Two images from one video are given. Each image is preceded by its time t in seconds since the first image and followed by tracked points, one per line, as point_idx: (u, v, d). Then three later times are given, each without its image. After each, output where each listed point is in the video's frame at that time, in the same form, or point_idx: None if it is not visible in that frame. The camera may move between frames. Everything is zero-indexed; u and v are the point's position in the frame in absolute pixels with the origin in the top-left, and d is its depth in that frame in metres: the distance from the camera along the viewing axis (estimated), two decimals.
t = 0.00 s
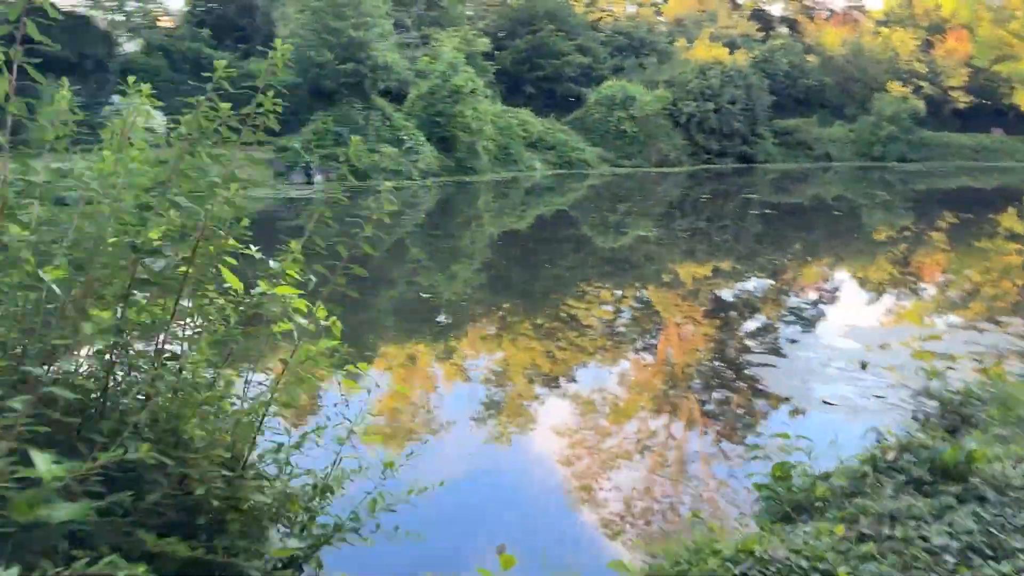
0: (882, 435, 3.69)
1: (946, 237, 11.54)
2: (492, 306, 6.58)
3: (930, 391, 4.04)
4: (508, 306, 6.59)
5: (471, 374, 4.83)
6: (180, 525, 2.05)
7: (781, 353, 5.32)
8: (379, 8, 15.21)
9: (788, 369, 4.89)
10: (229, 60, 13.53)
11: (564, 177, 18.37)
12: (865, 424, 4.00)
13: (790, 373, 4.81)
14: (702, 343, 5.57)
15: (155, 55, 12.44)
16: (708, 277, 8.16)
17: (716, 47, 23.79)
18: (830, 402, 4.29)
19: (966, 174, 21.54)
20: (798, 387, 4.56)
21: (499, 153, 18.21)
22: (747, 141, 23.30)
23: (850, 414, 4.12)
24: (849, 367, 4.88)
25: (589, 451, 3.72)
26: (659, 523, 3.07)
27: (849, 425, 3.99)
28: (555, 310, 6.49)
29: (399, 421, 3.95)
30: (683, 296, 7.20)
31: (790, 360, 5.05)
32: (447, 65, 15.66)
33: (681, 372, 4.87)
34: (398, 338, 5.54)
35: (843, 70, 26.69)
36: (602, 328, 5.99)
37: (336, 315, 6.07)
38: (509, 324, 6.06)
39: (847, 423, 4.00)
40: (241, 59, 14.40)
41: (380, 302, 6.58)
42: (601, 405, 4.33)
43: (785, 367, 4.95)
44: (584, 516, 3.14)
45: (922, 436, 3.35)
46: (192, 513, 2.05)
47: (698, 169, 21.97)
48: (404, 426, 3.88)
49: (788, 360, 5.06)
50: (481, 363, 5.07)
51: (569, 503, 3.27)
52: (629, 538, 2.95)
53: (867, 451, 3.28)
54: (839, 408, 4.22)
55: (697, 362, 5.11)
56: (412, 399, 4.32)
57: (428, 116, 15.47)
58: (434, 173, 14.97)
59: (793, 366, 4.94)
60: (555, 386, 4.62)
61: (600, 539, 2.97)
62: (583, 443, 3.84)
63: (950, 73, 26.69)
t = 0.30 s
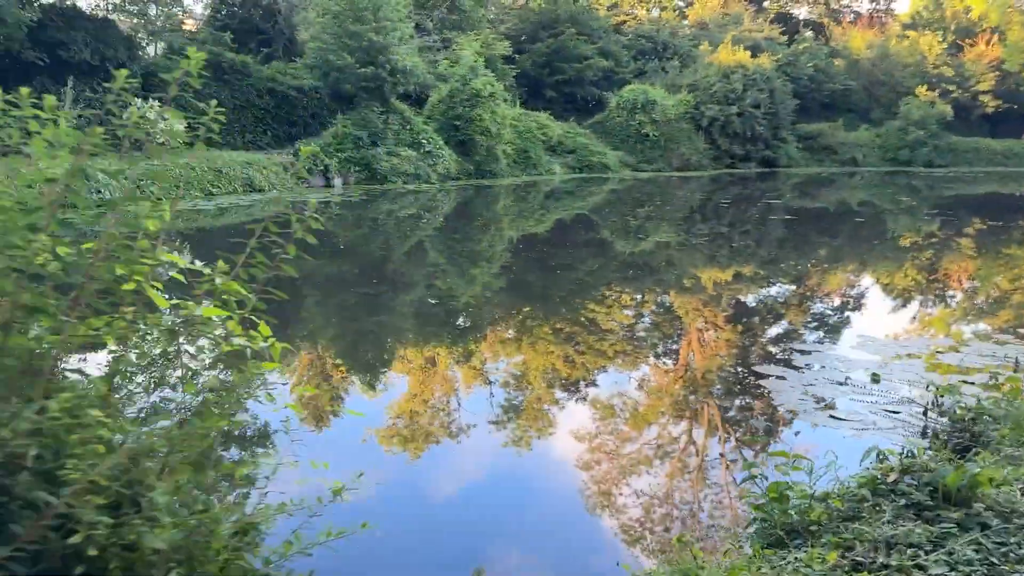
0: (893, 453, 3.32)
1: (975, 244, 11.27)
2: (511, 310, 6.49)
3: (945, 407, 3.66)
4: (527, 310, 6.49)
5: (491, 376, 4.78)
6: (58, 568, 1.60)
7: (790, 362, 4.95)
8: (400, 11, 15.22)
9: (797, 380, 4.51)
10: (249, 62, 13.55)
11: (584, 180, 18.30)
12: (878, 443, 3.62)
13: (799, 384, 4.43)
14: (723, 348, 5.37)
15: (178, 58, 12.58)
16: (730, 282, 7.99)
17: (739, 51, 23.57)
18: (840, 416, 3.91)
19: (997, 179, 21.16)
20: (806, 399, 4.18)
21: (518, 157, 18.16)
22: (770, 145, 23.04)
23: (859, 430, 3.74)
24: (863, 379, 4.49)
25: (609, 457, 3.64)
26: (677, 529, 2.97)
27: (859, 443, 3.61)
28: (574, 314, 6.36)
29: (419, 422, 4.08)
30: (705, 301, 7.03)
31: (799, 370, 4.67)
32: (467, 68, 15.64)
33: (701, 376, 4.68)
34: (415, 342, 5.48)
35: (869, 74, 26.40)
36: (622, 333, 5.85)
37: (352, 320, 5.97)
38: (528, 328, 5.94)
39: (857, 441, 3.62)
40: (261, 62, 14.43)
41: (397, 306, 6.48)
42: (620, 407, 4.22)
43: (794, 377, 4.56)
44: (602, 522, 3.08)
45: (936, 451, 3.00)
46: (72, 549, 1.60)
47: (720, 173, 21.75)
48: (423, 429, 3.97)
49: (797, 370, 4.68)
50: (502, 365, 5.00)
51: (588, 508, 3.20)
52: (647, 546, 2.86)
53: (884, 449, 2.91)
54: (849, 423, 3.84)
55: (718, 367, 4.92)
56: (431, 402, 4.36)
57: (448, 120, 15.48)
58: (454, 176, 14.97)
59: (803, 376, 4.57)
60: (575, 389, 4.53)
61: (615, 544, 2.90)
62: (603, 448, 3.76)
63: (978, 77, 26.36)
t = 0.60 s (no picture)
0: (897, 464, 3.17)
1: (997, 246, 11.09)
2: (527, 311, 6.40)
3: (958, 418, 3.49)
4: (544, 311, 6.39)
5: (507, 376, 4.71)
6: None
7: (797, 367, 4.79)
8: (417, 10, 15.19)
9: (803, 385, 4.35)
10: (265, 61, 13.58)
11: (600, 180, 18.18)
12: (884, 454, 3.47)
13: (805, 389, 4.27)
14: (742, 351, 5.25)
15: (194, 58, 12.64)
16: (749, 284, 7.86)
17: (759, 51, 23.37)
18: (846, 423, 3.76)
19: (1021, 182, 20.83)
20: (811, 406, 4.02)
21: (534, 157, 18.11)
22: (789, 146, 22.80)
23: (865, 440, 3.58)
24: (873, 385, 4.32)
25: (625, 459, 3.55)
26: (694, 532, 2.87)
27: (865, 454, 3.46)
28: (591, 315, 6.27)
29: (436, 421, 4.05)
30: (723, 303, 6.90)
31: (806, 374, 4.51)
32: (484, 67, 15.59)
33: (720, 378, 4.57)
34: (430, 343, 5.42)
35: (890, 75, 26.12)
36: (640, 335, 5.74)
37: (365, 321, 5.90)
38: (544, 329, 5.85)
39: (863, 451, 3.47)
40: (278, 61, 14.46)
41: (411, 307, 6.42)
42: (638, 410, 4.14)
43: (801, 382, 4.41)
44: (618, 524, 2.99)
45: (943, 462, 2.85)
46: None
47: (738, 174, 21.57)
48: (439, 429, 3.95)
49: (803, 375, 4.52)
50: (518, 365, 4.93)
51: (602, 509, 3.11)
52: (663, 548, 2.76)
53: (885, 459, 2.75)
54: (856, 431, 3.69)
55: (737, 370, 4.80)
56: (447, 403, 4.31)
57: (463, 119, 15.45)
58: (468, 176, 14.93)
59: (810, 381, 4.40)
60: (591, 390, 4.46)
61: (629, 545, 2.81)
62: (620, 450, 3.67)
63: (1002, 79, 26.07)
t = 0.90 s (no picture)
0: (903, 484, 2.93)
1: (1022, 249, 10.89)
2: (542, 312, 6.31)
3: (975, 432, 3.26)
4: (559, 313, 6.29)
5: (522, 378, 4.61)
6: None
7: (805, 375, 4.53)
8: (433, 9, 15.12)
9: (810, 395, 4.10)
10: (279, 62, 13.59)
11: (615, 181, 18.07)
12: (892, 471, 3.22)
13: (812, 399, 4.02)
14: (761, 354, 5.13)
15: (209, 58, 12.67)
16: (767, 287, 7.72)
17: (777, 51, 23.12)
18: (853, 436, 3.51)
19: None
20: (817, 416, 3.77)
21: (549, 158, 18.05)
22: (808, 147, 22.56)
23: (870, 455, 3.33)
24: (884, 395, 4.07)
25: (642, 462, 3.44)
26: (712, 538, 2.75)
27: (871, 470, 3.21)
28: (608, 317, 6.17)
29: (452, 422, 3.96)
30: (741, 305, 6.76)
31: (813, 383, 4.25)
32: (499, 67, 15.50)
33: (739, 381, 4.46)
34: (445, 343, 5.35)
35: (912, 76, 25.87)
36: (657, 338, 5.63)
37: (378, 322, 5.82)
38: (559, 330, 5.76)
39: (870, 466, 3.23)
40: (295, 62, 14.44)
41: (425, 308, 6.35)
42: (654, 413, 4.04)
43: (807, 391, 4.15)
44: (635, 527, 2.88)
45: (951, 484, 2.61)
46: None
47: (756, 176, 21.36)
48: (455, 429, 3.87)
49: (811, 384, 4.26)
50: (534, 367, 4.84)
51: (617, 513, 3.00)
52: (681, 554, 2.65)
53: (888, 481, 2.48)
54: (863, 445, 3.43)
55: (755, 373, 4.67)
56: (462, 403, 4.22)
57: (478, 120, 15.40)
58: (482, 177, 14.89)
59: (817, 391, 4.15)
60: (606, 393, 4.37)
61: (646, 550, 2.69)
62: (636, 453, 3.56)
63: None
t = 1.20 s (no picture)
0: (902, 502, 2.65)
1: None
2: (563, 313, 6.22)
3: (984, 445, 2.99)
4: (579, 313, 6.20)
5: (543, 380, 4.51)
6: None
7: (814, 383, 4.28)
8: (453, 9, 15.09)
9: (816, 403, 3.84)
10: (300, 62, 13.63)
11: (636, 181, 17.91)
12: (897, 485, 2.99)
13: (818, 407, 3.76)
14: (785, 356, 5.00)
15: (230, 58, 12.73)
16: (792, 288, 7.57)
17: (803, 50, 22.82)
18: (858, 448, 3.25)
19: None
20: (822, 425, 3.52)
21: (569, 158, 17.96)
22: (834, 147, 22.24)
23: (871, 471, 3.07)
24: (893, 404, 3.82)
25: (664, 464, 3.30)
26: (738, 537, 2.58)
27: (878, 485, 2.98)
28: (629, 318, 6.07)
29: (472, 423, 3.90)
30: (765, 307, 6.62)
31: (822, 391, 4.00)
32: (519, 67, 15.42)
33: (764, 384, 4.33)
34: (464, 343, 5.29)
35: (941, 75, 25.48)
36: (680, 339, 5.51)
37: (395, 322, 5.77)
38: (579, 331, 5.66)
39: (881, 482, 3.00)
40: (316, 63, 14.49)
41: (443, 308, 6.30)
42: (677, 414, 3.93)
43: (815, 399, 3.90)
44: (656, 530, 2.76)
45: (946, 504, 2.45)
46: None
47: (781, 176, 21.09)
48: (476, 429, 3.81)
49: (820, 392, 4.01)
50: (555, 368, 4.75)
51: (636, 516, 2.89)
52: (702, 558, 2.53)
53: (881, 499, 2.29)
54: (870, 457, 3.19)
55: (780, 375, 4.54)
56: (482, 403, 4.15)
57: (498, 119, 15.35)
58: (501, 177, 14.83)
59: (825, 399, 3.89)
60: (628, 394, 4.26)
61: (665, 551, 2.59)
62: (658, 455, 3.43)
63: None
